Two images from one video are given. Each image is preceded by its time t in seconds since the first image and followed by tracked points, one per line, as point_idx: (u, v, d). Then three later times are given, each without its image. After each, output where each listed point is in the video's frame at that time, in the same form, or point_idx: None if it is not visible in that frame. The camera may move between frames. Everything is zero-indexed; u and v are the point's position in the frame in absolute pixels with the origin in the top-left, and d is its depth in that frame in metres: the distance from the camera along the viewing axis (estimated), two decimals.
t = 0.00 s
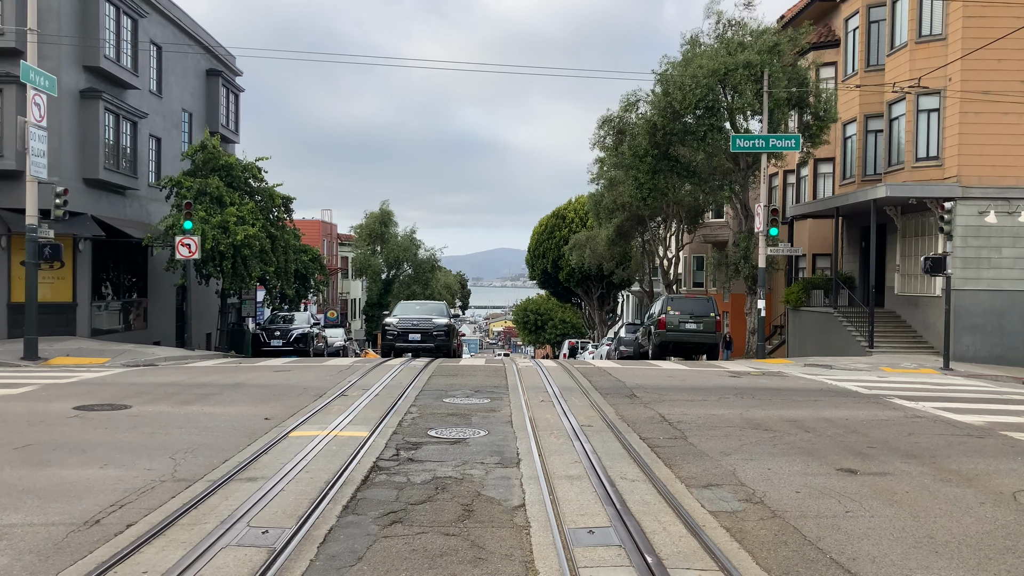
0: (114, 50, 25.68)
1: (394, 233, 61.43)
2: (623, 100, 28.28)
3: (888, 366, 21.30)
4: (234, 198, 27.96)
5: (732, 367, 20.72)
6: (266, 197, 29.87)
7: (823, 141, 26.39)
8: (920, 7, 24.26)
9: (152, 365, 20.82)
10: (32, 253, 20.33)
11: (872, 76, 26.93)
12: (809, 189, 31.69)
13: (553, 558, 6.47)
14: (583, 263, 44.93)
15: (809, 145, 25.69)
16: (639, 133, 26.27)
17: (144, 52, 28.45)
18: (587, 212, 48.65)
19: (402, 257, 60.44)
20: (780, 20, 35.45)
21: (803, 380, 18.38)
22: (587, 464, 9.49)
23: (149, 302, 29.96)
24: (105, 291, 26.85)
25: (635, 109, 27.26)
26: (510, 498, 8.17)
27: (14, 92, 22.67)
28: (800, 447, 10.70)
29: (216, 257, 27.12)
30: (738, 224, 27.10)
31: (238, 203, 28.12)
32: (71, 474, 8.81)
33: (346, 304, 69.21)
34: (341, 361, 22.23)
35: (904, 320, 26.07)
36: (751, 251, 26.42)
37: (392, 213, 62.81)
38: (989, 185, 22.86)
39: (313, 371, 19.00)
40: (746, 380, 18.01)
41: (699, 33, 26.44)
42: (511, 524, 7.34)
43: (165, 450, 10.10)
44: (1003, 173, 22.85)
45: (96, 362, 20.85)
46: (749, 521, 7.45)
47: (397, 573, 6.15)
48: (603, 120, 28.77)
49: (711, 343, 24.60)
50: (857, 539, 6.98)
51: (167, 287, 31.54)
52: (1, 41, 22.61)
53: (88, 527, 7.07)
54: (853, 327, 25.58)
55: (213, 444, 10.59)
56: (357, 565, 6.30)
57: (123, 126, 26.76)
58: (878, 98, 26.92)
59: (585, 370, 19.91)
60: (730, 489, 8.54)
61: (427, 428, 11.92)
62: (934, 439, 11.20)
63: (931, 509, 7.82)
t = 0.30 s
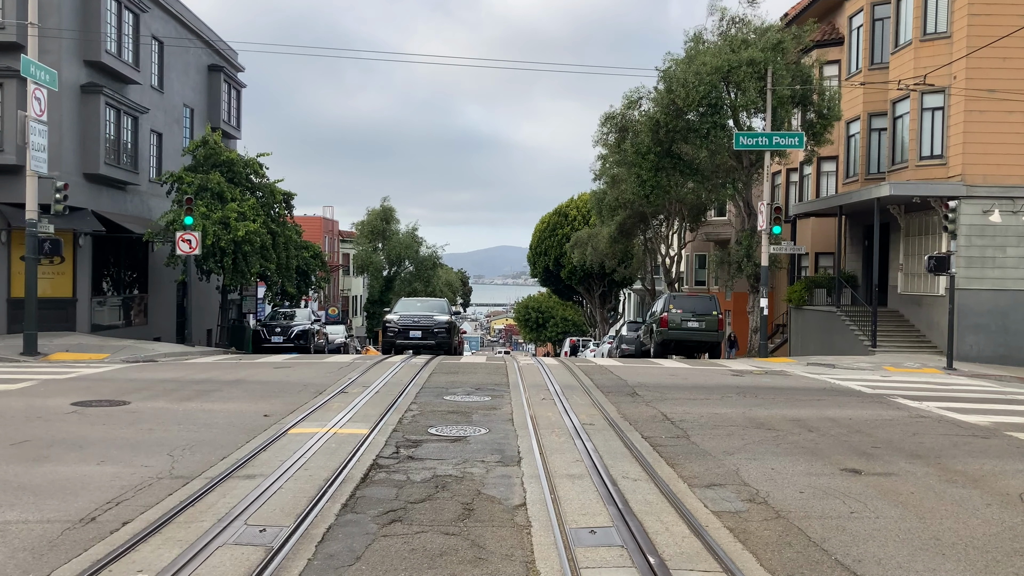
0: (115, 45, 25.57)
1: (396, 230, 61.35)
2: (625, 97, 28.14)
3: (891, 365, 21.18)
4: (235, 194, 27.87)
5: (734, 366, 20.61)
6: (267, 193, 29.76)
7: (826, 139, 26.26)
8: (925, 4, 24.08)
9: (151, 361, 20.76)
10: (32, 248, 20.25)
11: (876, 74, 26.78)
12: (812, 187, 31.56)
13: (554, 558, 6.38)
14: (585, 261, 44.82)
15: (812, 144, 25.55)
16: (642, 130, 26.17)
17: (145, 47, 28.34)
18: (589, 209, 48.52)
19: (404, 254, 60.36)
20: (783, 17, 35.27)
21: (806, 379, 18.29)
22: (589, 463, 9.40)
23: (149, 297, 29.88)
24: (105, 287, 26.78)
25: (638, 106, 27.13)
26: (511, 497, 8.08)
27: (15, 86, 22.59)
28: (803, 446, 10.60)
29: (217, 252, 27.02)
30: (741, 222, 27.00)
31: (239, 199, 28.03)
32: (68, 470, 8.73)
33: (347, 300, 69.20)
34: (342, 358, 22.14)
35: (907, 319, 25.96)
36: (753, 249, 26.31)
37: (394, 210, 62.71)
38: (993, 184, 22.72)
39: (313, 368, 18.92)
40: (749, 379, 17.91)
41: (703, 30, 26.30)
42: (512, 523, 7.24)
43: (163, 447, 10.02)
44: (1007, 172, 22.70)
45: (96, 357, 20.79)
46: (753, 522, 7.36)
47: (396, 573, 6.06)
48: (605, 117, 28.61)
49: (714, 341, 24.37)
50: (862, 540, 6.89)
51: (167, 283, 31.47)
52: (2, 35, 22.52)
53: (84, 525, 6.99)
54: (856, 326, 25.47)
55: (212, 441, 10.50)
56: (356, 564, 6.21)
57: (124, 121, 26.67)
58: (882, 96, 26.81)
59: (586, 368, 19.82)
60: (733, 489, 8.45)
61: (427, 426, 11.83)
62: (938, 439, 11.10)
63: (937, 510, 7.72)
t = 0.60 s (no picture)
0: (116, 41, 25.45)
1: (398, 227, 61.23)
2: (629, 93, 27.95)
3: (897, 364, 21.01)
4: (237, 190, 27.75)
5: (739, 364, 20.47)
6: (269, 190, 29.63)
7: (831, 136, 26.06)
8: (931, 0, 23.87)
9: (152, 359, 20.66)
10: (32, 245, 20.12)
11: (882, 71, 26.60)
12: (817, 185, 31.39)
13: (557, 560, 6.24)
14: (588, 259, 44.65)
15: (817, 140, 25.35)
16: (645, 127, 26.01)
17: (147, 42, 28.23)
18: (592, 207, 48.32)
19: (406, 251, 60.25)
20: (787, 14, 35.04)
21: (811, 378, 18.13)
22: (593, 462, 9.26)
23: (150, 294, 29.78)
24: (105, 284, 26.65)
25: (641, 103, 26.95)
26: (513, 497, 7.94)
27: (15, 82, 22.48)
28: (810, 446, 10.45)
29: (218, 249, 26.91)
30: (745, 220, 26.82)
31: (240, 196, 27.90)
32: (64, 469, 8.60)
33: (349, 298, 69.15)
34: (343, 356, 22.01)
35: (912, 318, 25.78)
36: (758, 246, 26.12)
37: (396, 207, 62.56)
38: (1000, 181, 22.52)
39: (315, 366, 18.78)
40: (753, 377, 17.74)
41: (707, 26, 26.11)
42: (515, 525, 7.10)
43: (161, 445, 9.89)
44: (1014, 169, 22.48)
45: (96, 355, 20.69)
46: (760, 523, 7.21)
47: None
48: (609, 114, 28.40)
49: (717, 340, 24.28)
50: (873, 542, 6.74)
51: (169, 280, 31.34)
52: (2, 30, 22.41)
53: (78, 525, 6.87)
54: (861, 325, 25.29)
55: (210, 439, 10.37)
56: (355, 566, 6.08)
57: (124, 117, 26.56)
58: (887, 93, 26.61)
59: (590, 366, 19.66)
60: (740, 489, 8.30)
61: (429, 424, 11.69)
62: (947, 439, 10.93)
63: (948, 512, 7.56)
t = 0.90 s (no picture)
0: (115, 39, 25.30)
1: (400, 227, 61.07)
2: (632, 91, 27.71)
3: (903, 363, 20.77)
4: (237, 190, 27.58)
5: (743, 364, 20.25)
6: (269, 189, 29.45)
7: (836, 133, 25.84)
8: None
9: (151, 359, 20.49)
10: (30, 245, 19.95)
11: (887, 68, 26.36)
12: (821, 183, 31.18)
13: (562, 566, 6.04)
14: (591, 258, 44.42)
15: (822, 138, 25.13)
16: (648, 125, 25.79)
17: (146, 41, 28.07)
18: (595, 206, 48.12)
19: (408, 251, 60.09)
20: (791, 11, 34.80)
21: (817, 377, 17.91)
22: (597, 464, 9.07)
23: (150, 294, 29.64)
24: (105, 284, 26.51)
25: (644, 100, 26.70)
26: (517, 500, 7.75)
27: (14, 81, 22.35)
28: (819, 447, 10.24)
29: (218, 249, 26.73)
30: (749, 218, 26.57)
31: (240, 196, 27.72)
32: (57, 472, 8.42)
33: (350, 298, 68.97)
34: (344, 356, 21.83)
35: (918, 316, 25.55)
36: (762, 244, 25.83)
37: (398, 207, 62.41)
38: (1007, 178, 22.28)
39: (315, 366, 18.60)
40: (759, 377, 17.53)
41: (710, 22, 25.89)
42: (518, 529, 6.91)
43: (157, 448, 9.70)
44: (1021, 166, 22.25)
45: (95, 355, 20.52)
46: (770, 527, 7.01)
47: None
48: (611, 112, 28.16)
49: (721, 339, 24.10)
50: (887, 547, 6.53)
51: (169, 280, 31.19)
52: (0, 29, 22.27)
53: (69, 530, 6.68)
54: (867, 324, 25.06)
55: (208, 441, 10.18)
56: (353, 573, 5.88)
57: (124, 116, 26.40)
58: (892, 90, 26.38)
59: (593, 365, 19.47)
60: (748, 492, 8.10)
61: (430, 425, 11.49)
62: (958, 439, 10.72)
63: (964, 514, 7.35)
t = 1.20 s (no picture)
0: (110, 39, 25.08)
1: (398, 229, 60.83)
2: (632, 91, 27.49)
3: (907, 364, 20.54)
4: (233, 191, 27.33)
5: (745, 365, 20.02)
6: (266, 190, 29.18)
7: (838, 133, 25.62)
8: None
9: (146, 362, 20.23)
10: (24, 246, 19.70)
11: (888, 67, 26.17)
12: (822, 183, 31.01)
13: None
14: (590, 259, 44.19)
15: (824, 138, 24.93)
16: (648, 124, 25.56)
17: (142, 41, 27.85)
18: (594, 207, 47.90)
19: (406, 253, 59.82)
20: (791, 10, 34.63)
21: (820, 379, 17.68)
22: (599, 469, 8.83)
23: (146, 297, 29.39)
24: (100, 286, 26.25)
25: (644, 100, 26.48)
26: (517, 506, 7.50)
27: (7, 81, 22.18)
28: (826, 450, 9.99)
29: (214, 251, 26.48)
30: (750, 219, 26.32)
31: (237, 197, 27.48)
32: (42, 478, 8.17)
33: (349, 300, 68.69)
34: (341, 358, 21.58)
35: (921, 318, 25.32)
36: (764, 244, 25.57)
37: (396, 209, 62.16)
38: (1011, 177, 22.08)
39: (311, 369, 18.33)
40: (761, 379, 17.30)
41: (710, 21, 25.68)
42: (519, 537, 6.66)
43: (148, 452, 9.45)
44: None
45: (89, 358, 20.26)
46: (780, 534, 6.76)
47: None
48: (611, 112, 27.89)
49: (723, 341, 23.86)
50: (902, 555, 6.28)
51: (165, 282, 30.92)
52: None
53: (52, 540, 6.42)
54: (869, 325, 24.85)
55: (200, 446, 9.92)
56: None
57: (119, 117, 26.17)
58: (895, 89, 26.19)
59: (593, 367, 19.25)
60: (756, 497, 7.86)
61: (428, 429, 11.24)
62: (968, 442, 10.48)
63: (979, 521, 7.11)
